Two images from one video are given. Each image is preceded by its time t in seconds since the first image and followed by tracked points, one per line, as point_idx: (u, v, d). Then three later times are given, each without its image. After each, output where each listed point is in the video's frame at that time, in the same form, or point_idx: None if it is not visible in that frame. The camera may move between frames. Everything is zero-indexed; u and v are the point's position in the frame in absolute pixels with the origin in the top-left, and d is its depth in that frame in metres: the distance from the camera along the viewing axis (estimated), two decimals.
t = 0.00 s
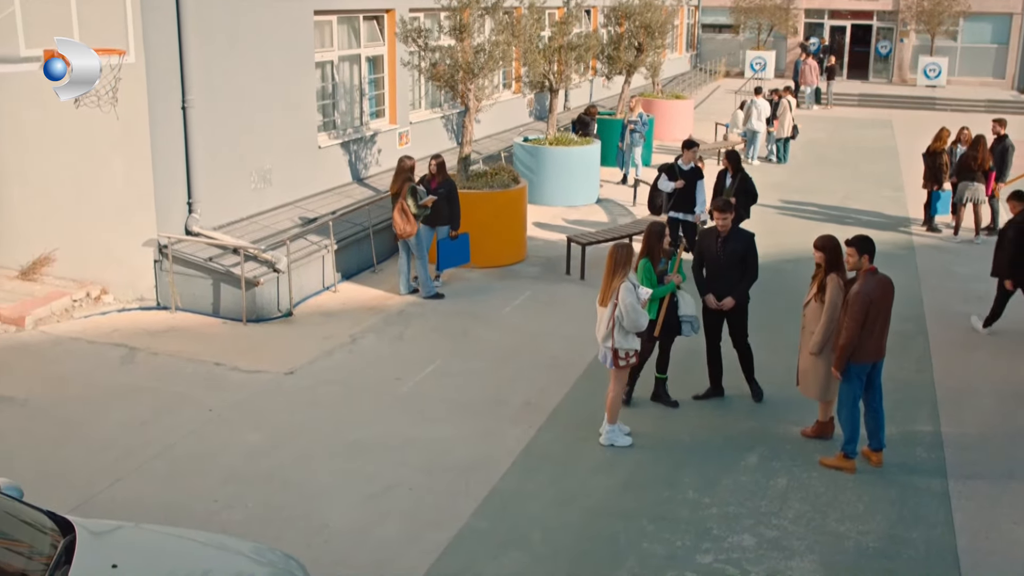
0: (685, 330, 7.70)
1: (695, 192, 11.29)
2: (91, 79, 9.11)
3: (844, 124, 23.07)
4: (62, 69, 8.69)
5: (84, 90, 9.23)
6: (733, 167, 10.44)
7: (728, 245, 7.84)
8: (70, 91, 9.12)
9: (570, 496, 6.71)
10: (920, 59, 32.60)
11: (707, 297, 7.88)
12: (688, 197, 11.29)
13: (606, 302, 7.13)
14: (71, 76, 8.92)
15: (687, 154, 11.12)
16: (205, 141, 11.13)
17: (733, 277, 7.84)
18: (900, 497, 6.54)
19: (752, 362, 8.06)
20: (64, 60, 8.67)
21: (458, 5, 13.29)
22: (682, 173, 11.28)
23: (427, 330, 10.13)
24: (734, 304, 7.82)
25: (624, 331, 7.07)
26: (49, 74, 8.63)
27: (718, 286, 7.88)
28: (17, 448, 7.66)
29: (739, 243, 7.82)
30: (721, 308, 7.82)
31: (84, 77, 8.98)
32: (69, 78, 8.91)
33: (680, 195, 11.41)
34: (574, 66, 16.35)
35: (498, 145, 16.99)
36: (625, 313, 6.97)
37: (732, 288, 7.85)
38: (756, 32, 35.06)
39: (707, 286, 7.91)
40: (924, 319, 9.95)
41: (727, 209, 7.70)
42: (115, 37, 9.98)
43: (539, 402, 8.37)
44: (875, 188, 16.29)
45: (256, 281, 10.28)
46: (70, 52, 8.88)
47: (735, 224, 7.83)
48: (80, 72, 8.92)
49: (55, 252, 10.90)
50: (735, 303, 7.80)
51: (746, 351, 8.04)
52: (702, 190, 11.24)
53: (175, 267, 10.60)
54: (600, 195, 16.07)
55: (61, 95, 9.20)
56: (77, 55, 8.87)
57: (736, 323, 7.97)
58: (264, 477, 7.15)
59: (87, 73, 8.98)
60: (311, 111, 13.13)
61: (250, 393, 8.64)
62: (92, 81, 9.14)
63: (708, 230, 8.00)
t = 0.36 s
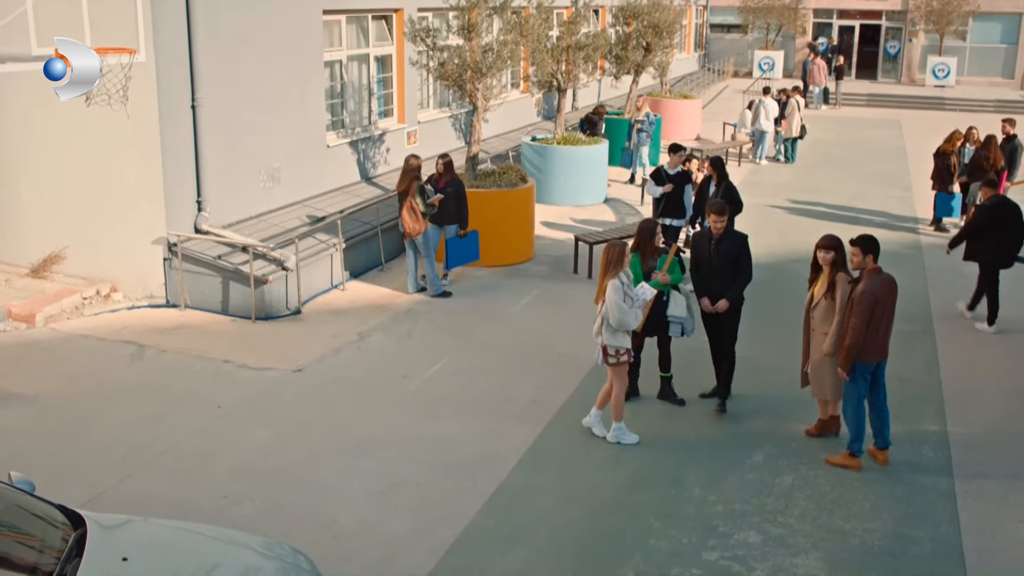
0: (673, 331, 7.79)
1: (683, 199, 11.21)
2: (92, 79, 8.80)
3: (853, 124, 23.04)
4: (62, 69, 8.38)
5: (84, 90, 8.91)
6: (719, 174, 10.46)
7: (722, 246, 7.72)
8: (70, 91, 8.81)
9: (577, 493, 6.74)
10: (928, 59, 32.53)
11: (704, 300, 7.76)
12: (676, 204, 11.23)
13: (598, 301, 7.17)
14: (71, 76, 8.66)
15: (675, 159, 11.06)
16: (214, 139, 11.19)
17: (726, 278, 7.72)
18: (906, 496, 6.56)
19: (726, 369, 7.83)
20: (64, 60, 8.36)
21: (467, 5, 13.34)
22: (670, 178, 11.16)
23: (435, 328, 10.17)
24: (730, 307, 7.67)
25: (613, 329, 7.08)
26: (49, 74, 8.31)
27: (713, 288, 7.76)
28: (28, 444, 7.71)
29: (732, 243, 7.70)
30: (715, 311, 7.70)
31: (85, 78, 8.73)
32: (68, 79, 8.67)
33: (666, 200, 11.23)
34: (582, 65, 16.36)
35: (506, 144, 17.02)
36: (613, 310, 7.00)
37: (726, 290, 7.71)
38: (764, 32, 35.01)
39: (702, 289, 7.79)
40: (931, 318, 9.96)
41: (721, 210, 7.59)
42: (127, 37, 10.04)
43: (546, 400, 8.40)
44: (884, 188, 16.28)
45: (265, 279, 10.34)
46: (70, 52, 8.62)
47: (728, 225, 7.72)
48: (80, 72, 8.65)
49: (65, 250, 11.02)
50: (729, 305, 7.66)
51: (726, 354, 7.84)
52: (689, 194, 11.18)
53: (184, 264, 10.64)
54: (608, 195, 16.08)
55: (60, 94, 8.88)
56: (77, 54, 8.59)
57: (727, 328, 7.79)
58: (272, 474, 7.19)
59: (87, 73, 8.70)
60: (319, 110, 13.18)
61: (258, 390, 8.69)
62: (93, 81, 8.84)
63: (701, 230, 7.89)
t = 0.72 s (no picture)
0: (653, 329, 7.57)
1: (666, 200, 10.91)
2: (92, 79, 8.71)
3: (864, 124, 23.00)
4: (62, 68, 8.19)
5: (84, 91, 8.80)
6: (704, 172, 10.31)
7: (722, 251, 7.57)
8: (70, 91, 8.68)
9: (585, 488, 6.78)
10: (940, 59, 32.45)
11: (695, 302, 7.61)
12: (659, 206, 10.92)
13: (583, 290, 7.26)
14: (71, 76, 8.58)
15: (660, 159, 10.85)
16: (227, 137, 11.25)
17: (722, 284, 7.55)
18: (913, 493, 6.57)
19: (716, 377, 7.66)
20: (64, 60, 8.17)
21: (477, 4, 13.39)
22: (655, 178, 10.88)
23: (445, 325, 10.22)
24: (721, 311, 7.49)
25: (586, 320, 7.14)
26: (49, 74, 8.14)
27: (707, 292, 7.60)
28: (41, 437, 7.81)
29: (733, 250, 7.53)
30: (702, 314, 7.51)
31: (85, 79, 8.64)
32: (69, 79, 8.57)
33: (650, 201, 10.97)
34: (592, 64, 16.37)
35: (516, 143, 17.06)
36: (583, 303, 7.11)
37: (721, 296, 7.53)
38: (775, 32, 34.95)
39: (696, 292, 7.65)
40: (941, 317, 9.96)
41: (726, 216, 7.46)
42: (141, 35, 10.09)
43: (555, 397, 8.44)
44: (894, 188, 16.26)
45: (276, 276, 10.41)
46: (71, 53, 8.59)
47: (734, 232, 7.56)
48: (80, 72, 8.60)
49: (79, 246, 11.13)
50: (717, 310, 7.45)
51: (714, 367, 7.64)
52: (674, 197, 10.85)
53: (196, 262, 10.70)
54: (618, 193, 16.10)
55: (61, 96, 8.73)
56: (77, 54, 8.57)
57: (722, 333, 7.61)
58: (283, 468, 7.25)
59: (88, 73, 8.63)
60: (331, 108, 13.24)
61: (269, 386, 8.75)
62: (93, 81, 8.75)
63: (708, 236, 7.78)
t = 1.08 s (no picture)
0: (632, 336, 7.66)
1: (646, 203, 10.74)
2: (93, 79, 8.13)
3: (881, 124, 22.95)
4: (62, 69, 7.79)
5: (84, 92, 8.22)
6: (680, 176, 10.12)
7: (725, 252, 7.54)
8: (70, 92, 8.08)
9: (598, 482, 6.85)
10: (958, 59, 32.29)
11: (697, 303, 7.62)
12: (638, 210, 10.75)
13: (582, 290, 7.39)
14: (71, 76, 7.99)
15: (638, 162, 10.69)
16: (245, 134, 11.35)
17: (723, 285, 7.55)
18: (925, 490, 6.60)
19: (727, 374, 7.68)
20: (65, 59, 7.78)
21: (493, 3, 13.48)
22: (633, 181, 10.72)
23: (461, 321, 10.30)
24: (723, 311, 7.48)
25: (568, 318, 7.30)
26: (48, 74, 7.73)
27: (709, 293, 7.60)
28: (63, 429, 7.92)
29: (735, 252, 7.50)
30: (702, 315, 7.55)
31: (85, 79, 8.06)
32: (69, 79, 7.98)
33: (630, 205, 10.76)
34: (608, 63, 16.38)
35: (532, 142, 17.11)
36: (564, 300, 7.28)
37: (724, 297, 7.53)
38: (791, 32, 34.85)
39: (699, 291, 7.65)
40: (955, 316, 9.96)
41: (728, 216, 7.44)
42: (161, 33, 10.23)
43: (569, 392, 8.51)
44: (910, 187, 16.24)
45: (293, 272, 10.52)
46: (68, 52, 8.05)
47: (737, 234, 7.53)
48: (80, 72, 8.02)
49: (99, 242, 11.27)
50: (717, 313, 7.46)
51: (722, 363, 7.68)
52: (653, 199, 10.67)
53: (215, 257, 10.83)
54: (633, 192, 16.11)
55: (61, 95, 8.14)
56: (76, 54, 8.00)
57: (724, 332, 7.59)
58: (300, 461, 7.35)
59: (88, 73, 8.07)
60: (348, 106, 13.34)
61: (286, 380, 8.85)
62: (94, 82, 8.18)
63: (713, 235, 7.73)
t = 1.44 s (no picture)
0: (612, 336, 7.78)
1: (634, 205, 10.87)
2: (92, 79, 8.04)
3: (905, 124, 22.88)
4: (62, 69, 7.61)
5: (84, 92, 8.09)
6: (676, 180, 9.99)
7: (720, 264, 7.28)
8: (70, 92, 7.95)
9: (617, 476, 6.93)
10: (984, 59, 32.08)
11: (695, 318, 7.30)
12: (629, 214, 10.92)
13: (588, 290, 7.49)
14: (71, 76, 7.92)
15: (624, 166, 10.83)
16: (271, 132, 11.50)
17: (718, 297, 7.28)
18: (941, 487, 6.64)
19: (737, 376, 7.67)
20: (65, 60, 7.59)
21: (517, 2, 13.60)
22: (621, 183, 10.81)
23: (482, 318, 10.40)
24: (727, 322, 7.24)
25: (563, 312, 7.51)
26: (48, 74, 7.54)
27: (709, 307, 7.31)
28: (92, 420, 8.10)
29: (732, 261, 7.26)
30: (706, 331, 7.24)
31: (85, 79, 7.98)
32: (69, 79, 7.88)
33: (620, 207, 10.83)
34: (631, 63, 16.43)
35: (555, 141, 17.20)
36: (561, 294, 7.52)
37: (724, 311, 7.27)
38: (816, 32, 34.72)
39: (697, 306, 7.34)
40: (976, 316, 9.96)
41: (715, 226, 7.26)
42: (190, 32, 10.42)
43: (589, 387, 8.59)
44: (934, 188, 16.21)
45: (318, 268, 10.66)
46: (66, 51, 7.94)
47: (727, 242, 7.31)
48: (80, 72, 7.95)
49: (128, 238, 11.47)
50: (723, 325, 7.20)
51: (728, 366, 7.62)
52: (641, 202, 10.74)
53: (241, 253, 10.99)
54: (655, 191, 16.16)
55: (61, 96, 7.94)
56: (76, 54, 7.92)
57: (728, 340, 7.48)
58: (324, 453, 7.47)
59: (88, 73, 8.00)
60: (373, 105, 13.48)
61: (310, 374, 8.99)
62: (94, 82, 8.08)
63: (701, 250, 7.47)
